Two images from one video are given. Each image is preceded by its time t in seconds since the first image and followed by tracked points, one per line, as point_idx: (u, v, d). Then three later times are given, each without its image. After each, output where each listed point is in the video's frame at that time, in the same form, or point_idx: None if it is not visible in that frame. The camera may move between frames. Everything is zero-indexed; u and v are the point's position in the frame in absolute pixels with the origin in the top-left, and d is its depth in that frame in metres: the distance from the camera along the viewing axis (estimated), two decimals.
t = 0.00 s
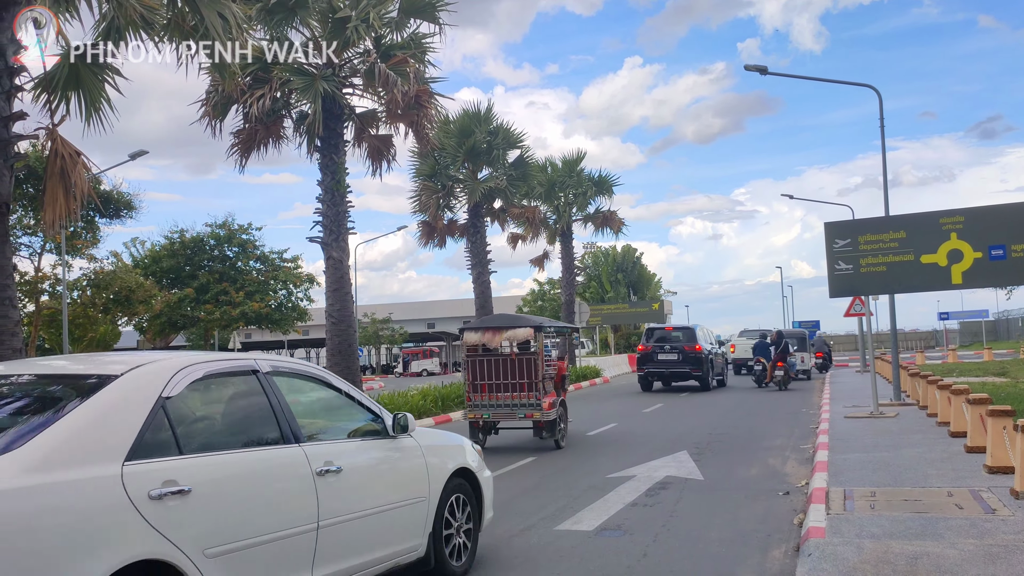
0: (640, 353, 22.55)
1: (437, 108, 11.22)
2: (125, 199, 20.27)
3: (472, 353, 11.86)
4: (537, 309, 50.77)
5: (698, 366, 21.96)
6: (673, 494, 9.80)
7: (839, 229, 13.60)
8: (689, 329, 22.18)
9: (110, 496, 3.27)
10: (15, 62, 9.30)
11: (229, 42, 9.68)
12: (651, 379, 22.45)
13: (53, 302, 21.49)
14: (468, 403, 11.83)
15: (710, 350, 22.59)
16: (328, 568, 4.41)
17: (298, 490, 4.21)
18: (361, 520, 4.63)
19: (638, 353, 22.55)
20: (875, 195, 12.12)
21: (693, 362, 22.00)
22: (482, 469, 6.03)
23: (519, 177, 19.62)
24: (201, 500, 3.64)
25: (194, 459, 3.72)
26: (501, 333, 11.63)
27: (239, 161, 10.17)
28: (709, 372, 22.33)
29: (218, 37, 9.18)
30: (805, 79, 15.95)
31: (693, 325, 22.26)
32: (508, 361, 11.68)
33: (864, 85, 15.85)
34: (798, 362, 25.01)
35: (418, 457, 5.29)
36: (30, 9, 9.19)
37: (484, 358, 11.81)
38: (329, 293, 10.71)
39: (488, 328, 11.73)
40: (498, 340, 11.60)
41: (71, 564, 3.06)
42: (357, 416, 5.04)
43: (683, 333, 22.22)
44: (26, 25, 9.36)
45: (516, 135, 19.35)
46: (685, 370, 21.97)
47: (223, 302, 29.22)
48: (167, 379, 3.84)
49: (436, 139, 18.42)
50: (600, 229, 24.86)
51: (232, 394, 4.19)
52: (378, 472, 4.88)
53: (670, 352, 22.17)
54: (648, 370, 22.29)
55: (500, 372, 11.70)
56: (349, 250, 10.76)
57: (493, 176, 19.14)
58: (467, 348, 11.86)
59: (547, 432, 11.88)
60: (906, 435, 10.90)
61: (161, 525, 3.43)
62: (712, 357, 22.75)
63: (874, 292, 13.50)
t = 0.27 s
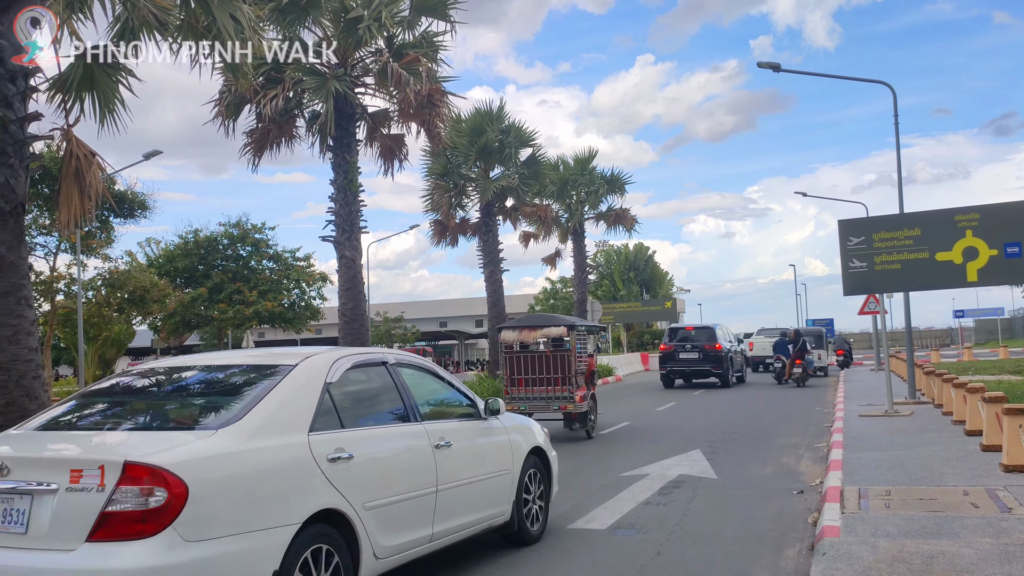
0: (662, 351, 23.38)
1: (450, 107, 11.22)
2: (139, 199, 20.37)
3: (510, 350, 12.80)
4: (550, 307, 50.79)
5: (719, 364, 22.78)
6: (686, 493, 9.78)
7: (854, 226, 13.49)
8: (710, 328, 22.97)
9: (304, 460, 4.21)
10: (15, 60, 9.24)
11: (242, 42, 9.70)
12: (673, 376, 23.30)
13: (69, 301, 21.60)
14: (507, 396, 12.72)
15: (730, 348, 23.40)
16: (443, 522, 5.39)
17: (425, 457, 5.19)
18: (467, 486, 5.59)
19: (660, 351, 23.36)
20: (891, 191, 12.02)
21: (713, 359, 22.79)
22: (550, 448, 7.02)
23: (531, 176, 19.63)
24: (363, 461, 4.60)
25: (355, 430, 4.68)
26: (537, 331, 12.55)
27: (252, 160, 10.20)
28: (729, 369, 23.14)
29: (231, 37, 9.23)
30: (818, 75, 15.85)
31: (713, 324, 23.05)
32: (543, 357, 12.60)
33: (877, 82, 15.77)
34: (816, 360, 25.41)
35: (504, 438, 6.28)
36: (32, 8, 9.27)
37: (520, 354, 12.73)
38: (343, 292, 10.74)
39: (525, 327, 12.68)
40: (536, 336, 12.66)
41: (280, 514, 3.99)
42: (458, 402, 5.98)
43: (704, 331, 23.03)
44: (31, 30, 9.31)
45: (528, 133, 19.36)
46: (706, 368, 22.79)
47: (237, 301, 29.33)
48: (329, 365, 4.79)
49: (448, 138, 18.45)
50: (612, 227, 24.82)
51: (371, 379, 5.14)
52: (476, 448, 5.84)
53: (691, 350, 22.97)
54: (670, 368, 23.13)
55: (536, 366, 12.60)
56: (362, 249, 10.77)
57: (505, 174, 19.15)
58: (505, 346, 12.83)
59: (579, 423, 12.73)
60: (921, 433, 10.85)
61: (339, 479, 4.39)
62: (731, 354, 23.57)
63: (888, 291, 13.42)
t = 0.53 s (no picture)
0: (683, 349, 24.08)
1: (461, 106, 11.22)
2: (153, 199, 20.45)
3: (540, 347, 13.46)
4: (562, 306, 50.81)
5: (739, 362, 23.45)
6: (699, 492, 9.75)
7: (867, 224, 13.44)
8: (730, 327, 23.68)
9: (430, 437, 5.07)
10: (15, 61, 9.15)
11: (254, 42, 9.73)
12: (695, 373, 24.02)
13: (84, 301, 21.70)
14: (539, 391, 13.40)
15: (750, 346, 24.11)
16: (529, 491, 6.27)
17: (515, 436, 6.06)
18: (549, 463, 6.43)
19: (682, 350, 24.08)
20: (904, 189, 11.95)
21: (733, 357, 23.45)
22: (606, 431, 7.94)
23: (543, 175, 19.61)
24: (471, 438, 5.45)
25: (462, 411, 5.55)
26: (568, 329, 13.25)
27: (264, 159, 10.22)
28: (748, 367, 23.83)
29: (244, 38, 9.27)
30: (833, 73, 15.65)
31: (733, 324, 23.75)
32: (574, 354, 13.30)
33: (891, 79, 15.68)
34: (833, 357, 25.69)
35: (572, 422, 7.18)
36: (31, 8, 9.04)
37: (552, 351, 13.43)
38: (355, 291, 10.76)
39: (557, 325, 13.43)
40: (569, 336, 13.42)
41: (415, 478, 4.85)
42: (536, 389, 6.82)
43: (724, 330, 23.74)
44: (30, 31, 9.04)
45: (540, 132, 19.34)
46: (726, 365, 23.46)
47: (250, 300, 29.43)
48: (438, 358, 5.66)
49: (460, 137, 18.46)
50: (625, 225, 24.78)
51: (470, 370, 6.01)
52: (552, 429, 6.73)
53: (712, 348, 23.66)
54: (691, 365, 23.83)
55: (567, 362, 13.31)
56: (374, 248, 10.78)
57: (517, 173, 19.14)
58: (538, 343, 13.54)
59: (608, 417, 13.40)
60: (935, 432, 10.78)
61: (455, 452, 5.26)
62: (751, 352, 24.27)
63: (903, 288, 13.33)
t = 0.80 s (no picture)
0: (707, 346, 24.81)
1: (476, 104, 11.22)
2: (170, 199, 20.58)
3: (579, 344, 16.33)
4: (578, 304, 50.83)
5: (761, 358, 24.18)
6: (715, 489, 9.72)
7: (885, 221, 13.37)
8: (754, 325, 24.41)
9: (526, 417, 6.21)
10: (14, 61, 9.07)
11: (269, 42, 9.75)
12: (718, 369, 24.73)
13: (102, 299, 21.85)
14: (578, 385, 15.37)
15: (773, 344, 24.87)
16: (598, 466, 7.43)
17: (585, 417, 7.26)
18: (614, 441, 7.60)
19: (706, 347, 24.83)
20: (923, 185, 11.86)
21: (756, 354, 24.15)
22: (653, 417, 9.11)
23: (558, 172, 19.60)
24: (554, 417, 6.64)
25: (544, 395, 6.72)
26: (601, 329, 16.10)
27: (280, 158, 10.25)
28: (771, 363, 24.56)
29: (259, 37, 9.30)
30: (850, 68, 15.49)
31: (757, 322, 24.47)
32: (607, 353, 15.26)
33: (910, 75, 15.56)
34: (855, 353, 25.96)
35: (627, 409, 8.32)
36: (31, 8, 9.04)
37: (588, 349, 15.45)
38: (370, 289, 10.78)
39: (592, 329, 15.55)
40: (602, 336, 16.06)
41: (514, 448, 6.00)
42: (596, 377, 8.00)
43: (749, 328, 24.45)
44: (29, 31, 9.02)
45: (555, 129, 19.32)
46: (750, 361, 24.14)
47: (266, 299, 29.57)
48: (523, 350, 6.83)
49: (475, 135, 18.51)
50: (640, 223, 24.71)
51: (549, 361, 7.24)
52: (613, 414, 7.87)
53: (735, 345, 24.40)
54: (715, 361, 24.51)
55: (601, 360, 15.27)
56: (389, 247, 10.81)
57: (532, 170, 19.11)
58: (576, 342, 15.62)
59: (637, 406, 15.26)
60: (954, 430, 10.70)
61: (542, 430, 6.42)
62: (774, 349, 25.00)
63: (922, 285, 13.22)
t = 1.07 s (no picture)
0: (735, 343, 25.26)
1: (494, 101, 11.22)
2: (191, 198, 20.73)
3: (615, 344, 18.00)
4: (597, 301, 50.84)
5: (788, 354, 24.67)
6: (735, 487, 9.70)
7: (907, 216, 13.14)
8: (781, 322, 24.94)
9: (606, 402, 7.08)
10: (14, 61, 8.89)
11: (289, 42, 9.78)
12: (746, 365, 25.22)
13: (125, 298, 22.06)
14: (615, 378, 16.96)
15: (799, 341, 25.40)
16: (661, 447, 8.32)
17: (651, 406, 8.12)
18: (674, 425, 8.49)
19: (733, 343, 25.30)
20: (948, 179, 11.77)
21: (783, 350, 24.61)
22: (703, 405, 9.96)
23: (576, 169, 19.57)
24: (627, 402, 7.51)
25: (619, 385, 7.58)
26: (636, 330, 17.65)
27: (300, 157, 10.29)
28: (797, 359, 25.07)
29: (279, 37, 9.34)
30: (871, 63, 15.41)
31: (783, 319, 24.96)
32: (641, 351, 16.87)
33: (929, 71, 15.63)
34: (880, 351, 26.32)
35: (683, 398, 9.20)
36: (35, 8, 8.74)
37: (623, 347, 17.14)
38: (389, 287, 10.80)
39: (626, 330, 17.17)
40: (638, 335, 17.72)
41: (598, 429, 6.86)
42: (657, 369, 8.84)
43: (776, 325, 24.99)
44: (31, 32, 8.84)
45: (574, 126, 19.30)
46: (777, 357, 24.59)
47: (286, 296, 29.74)
48: (597, 344, 7.67)
49: (493, 133, 18.55)
50: (659, 220, 24.65)
51: (617, 354, 8.11)
52: (671, 402, 8.75)
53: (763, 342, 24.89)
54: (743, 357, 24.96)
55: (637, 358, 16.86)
56: (408, 245, 10.81)
57: (551, 168, 19.11)
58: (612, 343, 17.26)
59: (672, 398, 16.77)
60: (977, 428, 10.61)
61: (618, 415, 7.27)
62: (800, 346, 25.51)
63: (945, 282, 13.00)
